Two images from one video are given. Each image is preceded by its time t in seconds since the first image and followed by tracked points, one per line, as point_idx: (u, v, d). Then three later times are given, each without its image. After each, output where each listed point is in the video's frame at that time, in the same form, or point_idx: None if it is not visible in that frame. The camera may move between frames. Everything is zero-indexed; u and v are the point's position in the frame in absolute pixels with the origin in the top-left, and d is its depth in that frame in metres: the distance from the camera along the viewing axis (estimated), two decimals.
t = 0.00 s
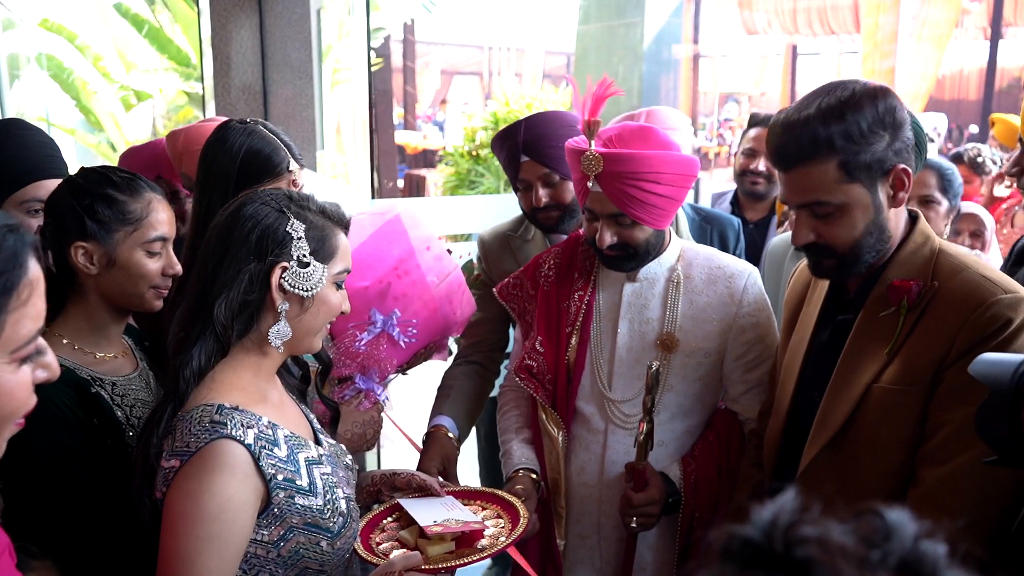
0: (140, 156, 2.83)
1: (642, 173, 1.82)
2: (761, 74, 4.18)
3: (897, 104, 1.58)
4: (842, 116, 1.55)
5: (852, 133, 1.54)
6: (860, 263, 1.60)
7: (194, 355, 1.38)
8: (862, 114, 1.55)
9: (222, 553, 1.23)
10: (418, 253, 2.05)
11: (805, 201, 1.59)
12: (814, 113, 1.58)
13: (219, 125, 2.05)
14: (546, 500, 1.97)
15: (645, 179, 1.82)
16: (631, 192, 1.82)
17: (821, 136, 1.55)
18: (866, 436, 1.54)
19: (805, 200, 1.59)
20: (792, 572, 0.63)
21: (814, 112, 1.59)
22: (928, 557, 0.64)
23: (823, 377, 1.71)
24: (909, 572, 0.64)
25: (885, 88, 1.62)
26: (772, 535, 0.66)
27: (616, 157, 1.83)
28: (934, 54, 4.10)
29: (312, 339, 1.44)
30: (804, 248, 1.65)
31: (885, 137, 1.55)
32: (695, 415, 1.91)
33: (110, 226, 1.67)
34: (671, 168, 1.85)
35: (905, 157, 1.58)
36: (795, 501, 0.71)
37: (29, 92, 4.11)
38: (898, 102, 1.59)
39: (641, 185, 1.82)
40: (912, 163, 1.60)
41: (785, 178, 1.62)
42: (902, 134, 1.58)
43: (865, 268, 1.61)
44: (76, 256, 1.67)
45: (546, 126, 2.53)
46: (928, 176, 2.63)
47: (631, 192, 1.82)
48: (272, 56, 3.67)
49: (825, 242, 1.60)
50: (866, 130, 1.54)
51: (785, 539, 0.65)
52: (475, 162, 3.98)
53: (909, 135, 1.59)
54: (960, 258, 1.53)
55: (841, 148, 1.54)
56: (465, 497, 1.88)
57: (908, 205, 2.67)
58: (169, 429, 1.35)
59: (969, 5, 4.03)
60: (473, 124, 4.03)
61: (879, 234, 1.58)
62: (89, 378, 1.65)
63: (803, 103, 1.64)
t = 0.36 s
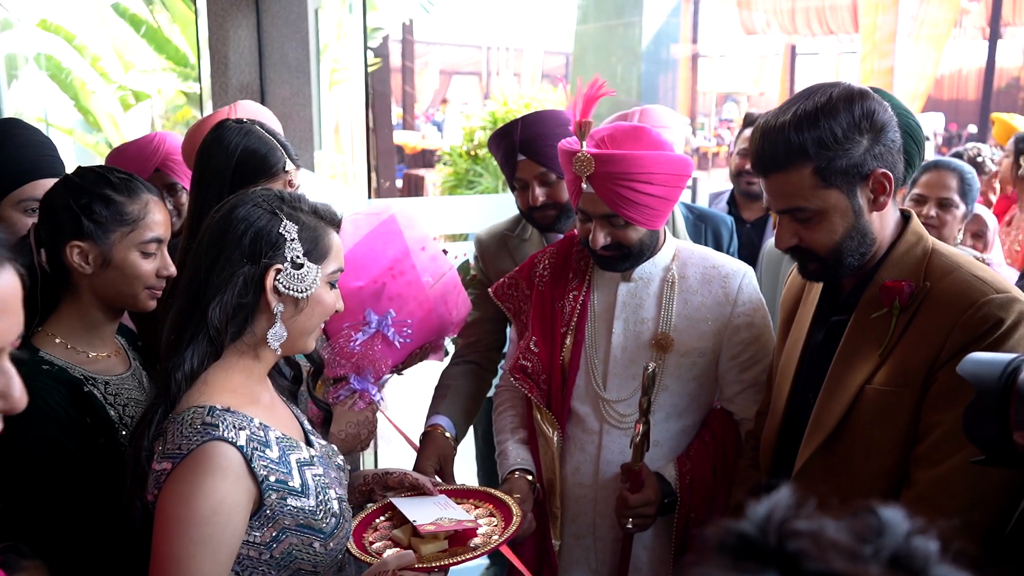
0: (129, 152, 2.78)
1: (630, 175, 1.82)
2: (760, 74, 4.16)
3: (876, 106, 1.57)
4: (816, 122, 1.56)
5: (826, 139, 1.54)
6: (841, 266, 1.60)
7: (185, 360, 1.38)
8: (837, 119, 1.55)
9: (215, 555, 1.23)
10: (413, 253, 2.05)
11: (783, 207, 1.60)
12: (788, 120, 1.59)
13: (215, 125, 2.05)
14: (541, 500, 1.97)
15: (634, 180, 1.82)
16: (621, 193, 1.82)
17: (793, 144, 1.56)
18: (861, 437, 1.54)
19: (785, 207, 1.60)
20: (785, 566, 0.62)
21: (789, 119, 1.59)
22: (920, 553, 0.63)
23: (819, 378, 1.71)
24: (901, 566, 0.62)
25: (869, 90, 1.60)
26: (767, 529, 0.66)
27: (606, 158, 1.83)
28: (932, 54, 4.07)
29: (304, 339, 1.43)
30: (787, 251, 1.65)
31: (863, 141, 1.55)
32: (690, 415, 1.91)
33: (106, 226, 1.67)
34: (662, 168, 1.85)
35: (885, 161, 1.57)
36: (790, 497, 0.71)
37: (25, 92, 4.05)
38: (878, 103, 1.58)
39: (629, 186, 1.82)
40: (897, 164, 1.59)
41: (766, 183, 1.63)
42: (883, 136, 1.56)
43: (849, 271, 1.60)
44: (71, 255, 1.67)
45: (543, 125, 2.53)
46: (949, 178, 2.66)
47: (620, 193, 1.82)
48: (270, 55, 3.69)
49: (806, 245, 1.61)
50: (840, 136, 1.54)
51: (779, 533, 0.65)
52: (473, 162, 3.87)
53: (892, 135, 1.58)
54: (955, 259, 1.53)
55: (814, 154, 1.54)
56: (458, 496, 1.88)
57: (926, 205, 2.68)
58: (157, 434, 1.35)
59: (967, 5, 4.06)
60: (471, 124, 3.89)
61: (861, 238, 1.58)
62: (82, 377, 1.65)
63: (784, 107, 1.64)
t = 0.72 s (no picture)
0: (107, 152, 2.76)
1: (626, 177, 1.82)
2: (759, 74, 4.05)
3: (871, 107, 1.57)
4: (809, 124, 1.56)
5: (819, 141, 1.54)
6: (836, 267, 1.59)
7: (184, 361, 1.37)
8: (830, 121, 1.55)
9: (212, 557, 1.23)
10: (410, 254, 2.05)
11: (778, 208, 1.60)
12: (783, 122, 1.59)
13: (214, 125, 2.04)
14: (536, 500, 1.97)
15: (631, 181, 1.82)
16: (616, 194, 1.82)
17: (787, 146, 1.56)
18: (859, 438, 1.54)
19: (780, 208, 1.59)
20: (767, 569, 0.64)
21: (784, 121, 1.59)
22: (902, 554, 0.63)
23: (817, 379, 1.71)
24: (882, 570, 0.63)
25: (864, 91, 1.60)
26: (750, 532, 0.66)
27: (601, 159, 1.83)
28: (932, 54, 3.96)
29: (301, 341, 1.43)
30: (782, 253, 1.66)
31: (857, 143, 1.54)
32: (683, 416, 1.91)
33: (101, 226, 1.66)
34: (659, 169, 1.85)
35: (881, 162, 1.56)
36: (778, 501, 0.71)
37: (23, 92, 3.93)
38: (873, 105, 1.57)
39: (625, 187, 1.81)
40: (893, 166, 1.58)
41: (762, 185, 1.63)
42: (878, 137, 1.56)
43: (845, 272, 1.60)
44: (66, 256, 1.66)
45: (541, 126, 2.53)
46: (961, 185, 2.66)
47: (616, 194, 1.82)
48: (267, 56, 3.72)
49: (802, 246, 1.61)
50: (834, 138, 1.54)
51: (761, 536, 0.66)
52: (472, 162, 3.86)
53: (888, 136, 1.57)
54: (951, 260, 1.53)
55: (807, 156, 1.55)
56: (453, 496, 1.87)
57: (937, 212, 2.68)
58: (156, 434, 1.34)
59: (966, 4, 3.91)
60: (469, 124, 3.87)
61: (856, 240, 1.58)
62: (77, 377, 1.65)
63: (779, 109, 1.64)
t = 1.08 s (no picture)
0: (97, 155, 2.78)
1: (625, 182, 1.81)
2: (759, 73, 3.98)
3: (864, 110, 1.57)
4: (802, 128, 1.55)
5: (812, 145, 1.54)
6: (831, 271, 1.59)
7: (184, 362, 1.36)
8: (823, 125, 1.55)
9: (211, 560, 1.23)
10: (408, 255, 2.05)
11: (772, 212, 1.60)
12: (776, 125, 1.59)
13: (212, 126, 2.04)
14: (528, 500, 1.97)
15: (630, 187, 1.81)
16: (614, 200, 1.81)
17: (780, 150, 1.56)
18: (858, 442, 1.54)
19: (774, 212, 1.60)
20: None
21: (776, 124, 1.59)
22: (892, 566, 0.67)
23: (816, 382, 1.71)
24: None
25: (857, 94, 1.60)
26: (736, 546, 0.70)
27: (597, 163, 1.82)
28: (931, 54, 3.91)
29: (301, 345, 1.43)
30: (777, 256, 1.65)
31: (851, 146, 1.54)
32: (664, 423, 1.89)
33: (94, 228, 1.66)
34: (658, 174, 1.85)
35: (874, 166, 1.56)
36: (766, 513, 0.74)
37: (24, 93, 3.88)
38: (867, 108, 1.57)
39: (623, 193, 1.81)
40: (887, 168, 1.58)
41: (756, 189, 1.62)
42: (871, 140, 1.56)
43: (840, 275, 1.60)
44: (60, 258, 1.66)
45: (542, 127, 2.54)
46: (959, 187, 2.65)
47: (615, 199, 1.81)
48: (266, 56, 3.71)
49: (797, 250, 1.60)
50: (827, 141, 1.54)
51: (748, 550, 0.70)
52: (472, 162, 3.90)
53: (881, 139, 1.57)
54: (949, 262, 1.52)
55: (800, 160, 1.54)
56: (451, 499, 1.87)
57: (933, 213, 2.68)
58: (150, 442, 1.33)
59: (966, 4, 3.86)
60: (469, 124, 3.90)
61: (850, 243, 1.58)
62: (72, 379, 1.65)
63: (772, 112, 1.63)
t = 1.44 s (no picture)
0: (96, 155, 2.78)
1: (634, 184, 1.77)
2: (759, 74, 3.99)
3: (854, 111, 1.56)
4: (791, 130, 1.55)
5: (802, 147, 1.53)
6: (824, 272, 1.59)
7: (188, 367, 1.35)
8: (813, 127, 1.54)
9: (222, 557, 1.23)
10: (409, 255, 2.05)
11: (763, 214, 1.60)
12: (765, 128, 1.58)
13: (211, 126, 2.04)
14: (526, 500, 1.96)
15: (639, 190, 1.77)
16: (621, 202, 1.77)
17: (770, 152, 1.55)
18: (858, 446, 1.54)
19: (765, 214, 1.59)
20: None
21: (766, 127, 1.58)
22: None
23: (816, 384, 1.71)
24: None
25: (847, 95, 1.59)
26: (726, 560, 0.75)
27: (602, 165, 1.79)
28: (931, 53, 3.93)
29: (309, 335, 1.45)
30: (770, 258, 1.65)
31: (841, 148, 1.54)
32: (658, 434, 1.83)
33: (92, 229, 1.66)
34: (670, 177, 1.81)
35: (865, 167, 1.56)
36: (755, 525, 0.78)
37: (24, 93, 3.85)
38: (857, 109, 1.57)
39: (630, 196, 1.77)
40: (878, 170, 1.58)
41: (748, 191, 1.62)
42: (862, 141, 1.55)
43: (833, 276, 1.60)
44: (58, 260, 1.66)
45: (529, 124, 2.51)
46: (951, 181, 2.65)
47: (622, 202, 1.77)
48: (265, 56, 3.72)
49: (788, 252, 1.60)
50: (817, 143, 1.53)
51: (740, 566, 0.74)
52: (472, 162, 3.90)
53: (872, 140, 1.57)
54: (943, 262, 1.53)
55: (790, 162, 1.53)
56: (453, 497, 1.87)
57: (925, 208, 2.68)
58: (164, 425, 1.35)
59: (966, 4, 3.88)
60: (469, 124, 3.88)
61: (842, 245, 1.57)
62: (71, 382, 1.65)
63: (762, 115, 1.63)
